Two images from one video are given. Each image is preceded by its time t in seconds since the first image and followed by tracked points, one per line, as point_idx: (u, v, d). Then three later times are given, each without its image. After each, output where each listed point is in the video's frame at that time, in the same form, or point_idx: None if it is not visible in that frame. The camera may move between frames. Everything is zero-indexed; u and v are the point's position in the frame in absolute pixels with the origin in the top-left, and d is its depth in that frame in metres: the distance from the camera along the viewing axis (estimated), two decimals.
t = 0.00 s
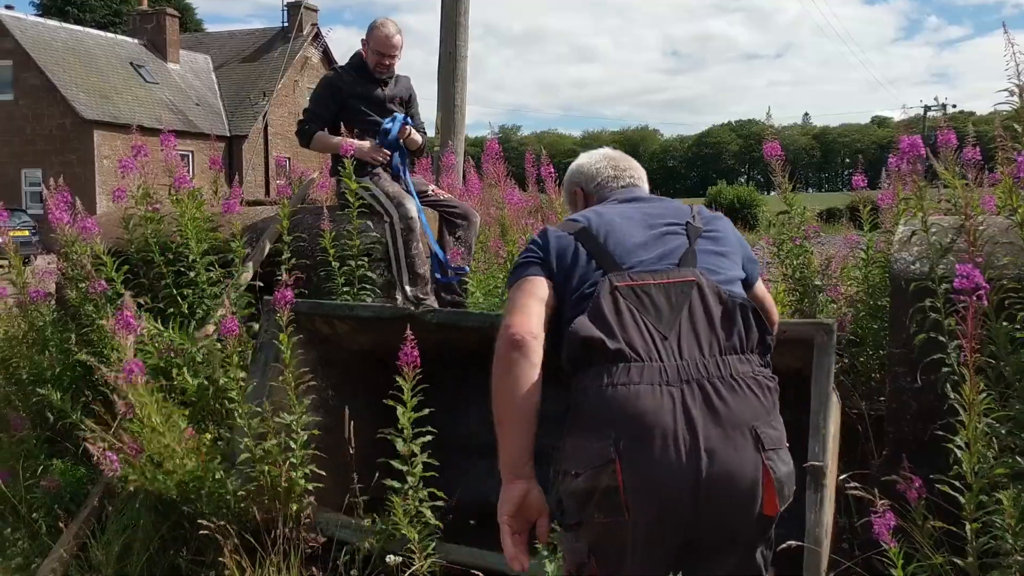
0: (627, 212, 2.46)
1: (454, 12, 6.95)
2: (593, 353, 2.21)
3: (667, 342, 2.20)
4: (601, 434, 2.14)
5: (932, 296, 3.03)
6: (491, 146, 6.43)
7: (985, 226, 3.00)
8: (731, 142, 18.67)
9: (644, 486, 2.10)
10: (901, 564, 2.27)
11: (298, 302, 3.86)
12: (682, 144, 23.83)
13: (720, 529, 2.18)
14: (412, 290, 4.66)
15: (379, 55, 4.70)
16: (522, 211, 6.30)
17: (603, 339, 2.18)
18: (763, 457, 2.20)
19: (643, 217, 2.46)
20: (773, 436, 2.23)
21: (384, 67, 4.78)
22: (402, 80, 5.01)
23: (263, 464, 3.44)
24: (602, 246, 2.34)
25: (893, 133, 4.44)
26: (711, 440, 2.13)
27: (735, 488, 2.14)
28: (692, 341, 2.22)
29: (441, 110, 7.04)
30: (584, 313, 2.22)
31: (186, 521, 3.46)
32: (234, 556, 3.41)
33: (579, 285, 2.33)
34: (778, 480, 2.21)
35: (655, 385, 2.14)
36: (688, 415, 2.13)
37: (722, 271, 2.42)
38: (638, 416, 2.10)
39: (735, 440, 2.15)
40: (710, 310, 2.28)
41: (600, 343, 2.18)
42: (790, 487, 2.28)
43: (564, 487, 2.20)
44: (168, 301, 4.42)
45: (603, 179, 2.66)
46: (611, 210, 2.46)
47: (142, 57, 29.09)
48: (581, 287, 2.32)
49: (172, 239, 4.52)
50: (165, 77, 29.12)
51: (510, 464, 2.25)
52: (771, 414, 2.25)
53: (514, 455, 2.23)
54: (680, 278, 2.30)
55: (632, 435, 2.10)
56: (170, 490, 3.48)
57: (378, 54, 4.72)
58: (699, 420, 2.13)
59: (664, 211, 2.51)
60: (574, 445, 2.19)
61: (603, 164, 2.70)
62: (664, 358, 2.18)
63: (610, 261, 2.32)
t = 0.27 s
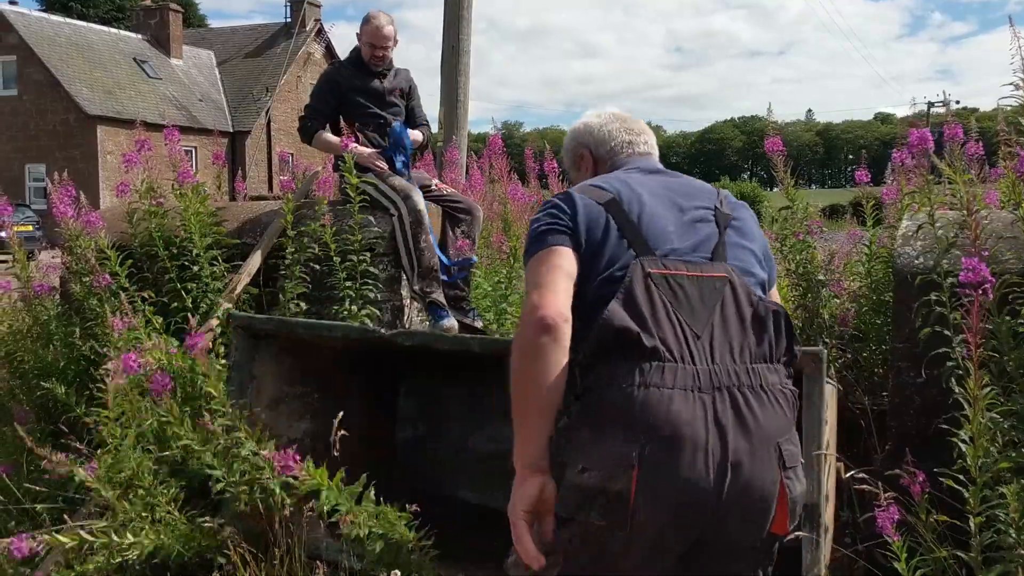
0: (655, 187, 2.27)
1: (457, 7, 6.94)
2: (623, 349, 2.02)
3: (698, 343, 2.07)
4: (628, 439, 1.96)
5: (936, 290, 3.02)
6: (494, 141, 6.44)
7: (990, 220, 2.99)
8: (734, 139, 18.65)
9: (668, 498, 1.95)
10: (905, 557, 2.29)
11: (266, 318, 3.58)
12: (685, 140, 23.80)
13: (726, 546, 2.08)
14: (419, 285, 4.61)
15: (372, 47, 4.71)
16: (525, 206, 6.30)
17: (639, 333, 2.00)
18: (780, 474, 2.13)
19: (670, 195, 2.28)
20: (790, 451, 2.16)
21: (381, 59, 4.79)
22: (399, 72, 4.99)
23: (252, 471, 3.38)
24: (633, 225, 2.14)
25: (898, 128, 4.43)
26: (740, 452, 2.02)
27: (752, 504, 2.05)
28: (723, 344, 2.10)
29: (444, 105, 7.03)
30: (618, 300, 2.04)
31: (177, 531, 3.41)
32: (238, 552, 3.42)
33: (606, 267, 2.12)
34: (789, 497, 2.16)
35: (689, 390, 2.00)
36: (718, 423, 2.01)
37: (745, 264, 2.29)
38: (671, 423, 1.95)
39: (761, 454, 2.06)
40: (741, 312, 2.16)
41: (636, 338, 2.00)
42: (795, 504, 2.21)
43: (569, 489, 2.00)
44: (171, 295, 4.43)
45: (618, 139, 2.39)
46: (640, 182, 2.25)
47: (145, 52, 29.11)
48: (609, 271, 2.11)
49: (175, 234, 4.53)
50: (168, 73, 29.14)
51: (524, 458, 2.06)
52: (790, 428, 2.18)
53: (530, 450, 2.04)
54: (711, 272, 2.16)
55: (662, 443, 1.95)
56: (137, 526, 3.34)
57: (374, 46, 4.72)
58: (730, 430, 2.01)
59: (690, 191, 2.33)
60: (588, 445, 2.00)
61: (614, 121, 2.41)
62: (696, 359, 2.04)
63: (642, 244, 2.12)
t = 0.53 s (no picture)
0: (622, 194, 2.14)
1: (457, 7, 6.95)
2: (568, 375, 1.93)
3: (648, 370, 1.97)
4: (572, 473, 1.87)
5: (938, 289, 3.02)
6: (494, 141, 6.44)
7: (992, 219, 3.00)
8: (733, 139, 18.67)
9: (611, 538, 1.85)
10: (907, 555, 2.29)
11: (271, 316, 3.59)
12: (684, 140, 23.84)
13: None
14: (419, 284, 4.62)
15: (366, 46, 4.73)
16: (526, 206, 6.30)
17: (586, 359, 1.91)
18: (731, 514, 2.02)
19: (638, 203, 2.15)
20: (741, 488, 2.06)
21: (375, 59, 4.80)
22: (398, 70, 5.00)
23: (252, 473, 3.36)
24: (596, 236, 2.03)
25: (898, 127, 4.43)
26: (687, 489, 1.93)
27: (699, 544, 1.95)
28: (676, 372, 2.01)
29: (445, 105, 7.03)
30: (567, 320, 1.94)
31: (186, 528, 3.42)
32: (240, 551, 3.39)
33: (563, 281, 2.01)
34: (739, 537, 2.03)
35: (635, 421, 1.91)
36: (664, 457, 1.92)
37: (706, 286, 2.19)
38: (615, 455, 1.86)
39: (710, 491, 1.96)
40: (697, 337, 2.06)
41: (581, 364, 1.91)
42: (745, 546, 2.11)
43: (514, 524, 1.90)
44: (174, 294, 4.43)
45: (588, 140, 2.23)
46: (607, 186, 2.13)
47: (144, 52, 29.10)
48: (566, 283, 2.00)
49: (177, 233, 4.53)
50: (167, 73, 29.14)
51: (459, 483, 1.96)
52: (743, 464, 2.08)
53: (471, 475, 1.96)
54: (670, 292, 2.06)
55: (605, 479, 1.85)
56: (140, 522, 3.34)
57: (367, 45, 4.73)
58: (677, 465, 1.92)
59: (659, 200, 2.21)
60: (531, 481, 1.90)
61: (579, 119, 2.22)
62: (646, 387, 1.95)
63: (604, 258, 2.01)
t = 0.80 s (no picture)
0: (543, 189, 2.07)
1: (458, 7, 6.96)
2: (508, 388, 1.86)
3: (590, 372, 1.91)
4: (522, 490, 1.79)
5: (940, 287, 3.04)
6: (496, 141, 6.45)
7: (995, 218, 3.01)
8: (733, 139, 18.69)
9: (570, 553, 1.78)
10: (912, 551, 2.31)
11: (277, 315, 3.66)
12: (684, 140, 23.87)
13: None
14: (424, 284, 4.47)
15: (363, 46, 4.77)
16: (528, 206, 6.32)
17: (525, 370, 1.84)
18: (688, 509, 1.99)
19: (559, 198, 2.08)
20: (695, 484, 2.02)
21: (374, 57, 4.84)
22: (397, 69, 5.03)
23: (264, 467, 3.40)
24: (519, 236, 1.95)
25: (899, 127, 4.45)
26: (643, 492, 1.88)
27: (661, 547, 1.90)
28: (619, 372, 1.95)
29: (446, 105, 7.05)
30: (500, 330, 1.87)
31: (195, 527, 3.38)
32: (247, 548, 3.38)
33: (490, 289, 1.93)
34: (699, 530, 2.00)
35: (582, 428, 1.85)
36: (617, 462, 1.86)
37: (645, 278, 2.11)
38: (566, 467, 1.79)
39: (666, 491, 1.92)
40: (640, 332, 2.01)
41: (521, 375, 1.84)
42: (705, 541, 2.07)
43: (468, 552, 1.81)
44: (178, 293, 4.44)
45: (503, 128, 2.15)
46: (526, 183, 2.05)
47: (144, 52, 29.11)
48: (493, 290, 1.92)
49: (181, 232, 4.54)
50: (168, 73, 29.15)
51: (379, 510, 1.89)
52: (696, 460, 2.04)
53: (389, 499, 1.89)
54: (608, 287, 1.99)
55: (557, 492, 1.78)
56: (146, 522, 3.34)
57: (366, 45, 4.76)
58: (631, 469, 1.87)
59: (580, 192, 2.14)
60: (479, 503, 1.82)
61: (488, 105, 2.16)
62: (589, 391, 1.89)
63: (530, 258, 1.93)
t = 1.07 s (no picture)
0: (519, 177, 2.04)
1: (460, 6, 7.00)
2: (492, 385, 1.89)
3: (570, 364, 1.94)
4: (510, 483, 1.83)
5: (939, 284, 3.07)
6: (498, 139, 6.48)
7: (993, 215, 3.04)
8: (735, 138, 18.72)
9: (561, 541, 1.82)
10: (909, 544, 2.35)
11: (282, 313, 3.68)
12: (686, 139, 23.89)
13: None
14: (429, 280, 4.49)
15: (359, 48, 4.85)
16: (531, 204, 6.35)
17: (508, 368, 1.87)
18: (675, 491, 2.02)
19: (536, 183, 2.04)
20: (682, 466, 2.05)
21: (373, 58, 4.90)
22: (395, 69, 5.08)
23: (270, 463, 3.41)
24: (491, 230, 1.94)
25: (900, 125, 4.48)
26: (631, 478, 1.91)
27: (650, 531, 1.93)
28: (599, 361, 1.98)
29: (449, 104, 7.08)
30: (481, 330, 1.90)
31: (203, 522, 3.40)
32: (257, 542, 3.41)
33: (469, 289, 1.93)
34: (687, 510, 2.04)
35: (566, 420, 1.88)
36: (601, 451, 1.89)
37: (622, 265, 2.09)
38: (552, 459, 1.83)
39: (654, 475, 1.95)
40: (620, 319, 2.04)
41: (504, 371, 1.87)
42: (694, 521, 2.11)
43: (464, 545, 1.86)
44: (184, 290, 4.49)
45: (483, 105, 2.13)
46: (501, 173, 2.01)
47: (146, 51, 29.15)
48: (471, 286, 1.93)
49: (186, 231, 4.58)
50: (170, 72, 29.20)
51: (379, 510, 1.92)
52: (682, 442, 2.08)
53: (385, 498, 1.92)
54: (585, 276, 2.00)
55: (544, 484, 1.82)
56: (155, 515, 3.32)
57: (365, 46, 4.83)
58: (616, 457, 1.90)
59: (560, 174, 2.10)
60: (472, 497, 1.87)
61: (470, 83, 2.14)
62: (569, 383, 1.92)
63: (503, 254, 1.93)
